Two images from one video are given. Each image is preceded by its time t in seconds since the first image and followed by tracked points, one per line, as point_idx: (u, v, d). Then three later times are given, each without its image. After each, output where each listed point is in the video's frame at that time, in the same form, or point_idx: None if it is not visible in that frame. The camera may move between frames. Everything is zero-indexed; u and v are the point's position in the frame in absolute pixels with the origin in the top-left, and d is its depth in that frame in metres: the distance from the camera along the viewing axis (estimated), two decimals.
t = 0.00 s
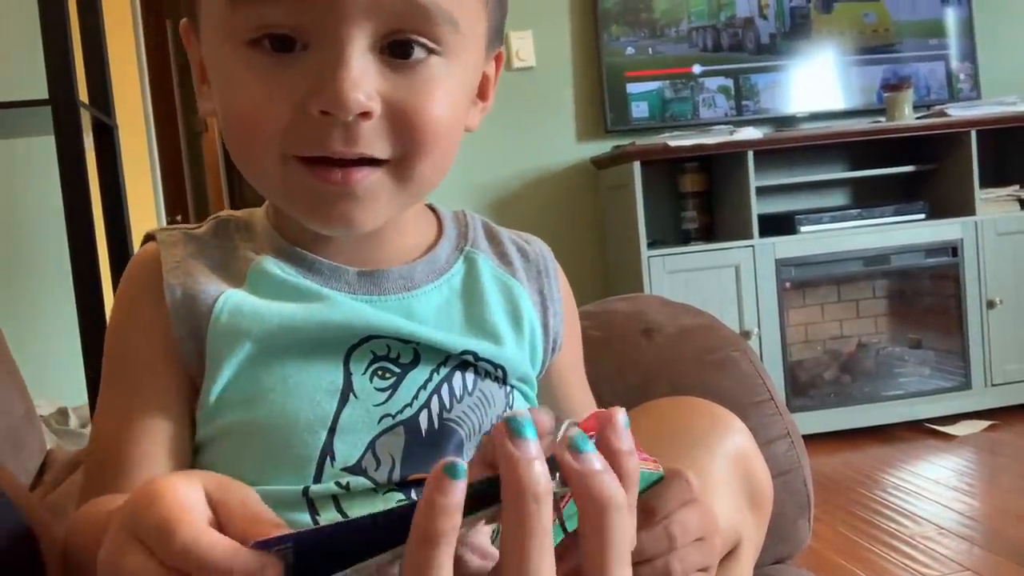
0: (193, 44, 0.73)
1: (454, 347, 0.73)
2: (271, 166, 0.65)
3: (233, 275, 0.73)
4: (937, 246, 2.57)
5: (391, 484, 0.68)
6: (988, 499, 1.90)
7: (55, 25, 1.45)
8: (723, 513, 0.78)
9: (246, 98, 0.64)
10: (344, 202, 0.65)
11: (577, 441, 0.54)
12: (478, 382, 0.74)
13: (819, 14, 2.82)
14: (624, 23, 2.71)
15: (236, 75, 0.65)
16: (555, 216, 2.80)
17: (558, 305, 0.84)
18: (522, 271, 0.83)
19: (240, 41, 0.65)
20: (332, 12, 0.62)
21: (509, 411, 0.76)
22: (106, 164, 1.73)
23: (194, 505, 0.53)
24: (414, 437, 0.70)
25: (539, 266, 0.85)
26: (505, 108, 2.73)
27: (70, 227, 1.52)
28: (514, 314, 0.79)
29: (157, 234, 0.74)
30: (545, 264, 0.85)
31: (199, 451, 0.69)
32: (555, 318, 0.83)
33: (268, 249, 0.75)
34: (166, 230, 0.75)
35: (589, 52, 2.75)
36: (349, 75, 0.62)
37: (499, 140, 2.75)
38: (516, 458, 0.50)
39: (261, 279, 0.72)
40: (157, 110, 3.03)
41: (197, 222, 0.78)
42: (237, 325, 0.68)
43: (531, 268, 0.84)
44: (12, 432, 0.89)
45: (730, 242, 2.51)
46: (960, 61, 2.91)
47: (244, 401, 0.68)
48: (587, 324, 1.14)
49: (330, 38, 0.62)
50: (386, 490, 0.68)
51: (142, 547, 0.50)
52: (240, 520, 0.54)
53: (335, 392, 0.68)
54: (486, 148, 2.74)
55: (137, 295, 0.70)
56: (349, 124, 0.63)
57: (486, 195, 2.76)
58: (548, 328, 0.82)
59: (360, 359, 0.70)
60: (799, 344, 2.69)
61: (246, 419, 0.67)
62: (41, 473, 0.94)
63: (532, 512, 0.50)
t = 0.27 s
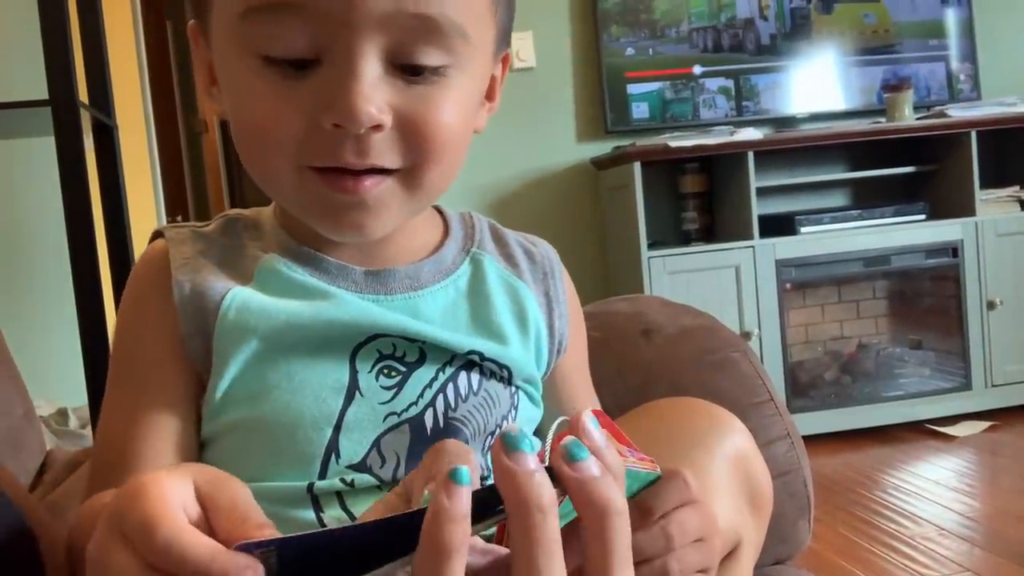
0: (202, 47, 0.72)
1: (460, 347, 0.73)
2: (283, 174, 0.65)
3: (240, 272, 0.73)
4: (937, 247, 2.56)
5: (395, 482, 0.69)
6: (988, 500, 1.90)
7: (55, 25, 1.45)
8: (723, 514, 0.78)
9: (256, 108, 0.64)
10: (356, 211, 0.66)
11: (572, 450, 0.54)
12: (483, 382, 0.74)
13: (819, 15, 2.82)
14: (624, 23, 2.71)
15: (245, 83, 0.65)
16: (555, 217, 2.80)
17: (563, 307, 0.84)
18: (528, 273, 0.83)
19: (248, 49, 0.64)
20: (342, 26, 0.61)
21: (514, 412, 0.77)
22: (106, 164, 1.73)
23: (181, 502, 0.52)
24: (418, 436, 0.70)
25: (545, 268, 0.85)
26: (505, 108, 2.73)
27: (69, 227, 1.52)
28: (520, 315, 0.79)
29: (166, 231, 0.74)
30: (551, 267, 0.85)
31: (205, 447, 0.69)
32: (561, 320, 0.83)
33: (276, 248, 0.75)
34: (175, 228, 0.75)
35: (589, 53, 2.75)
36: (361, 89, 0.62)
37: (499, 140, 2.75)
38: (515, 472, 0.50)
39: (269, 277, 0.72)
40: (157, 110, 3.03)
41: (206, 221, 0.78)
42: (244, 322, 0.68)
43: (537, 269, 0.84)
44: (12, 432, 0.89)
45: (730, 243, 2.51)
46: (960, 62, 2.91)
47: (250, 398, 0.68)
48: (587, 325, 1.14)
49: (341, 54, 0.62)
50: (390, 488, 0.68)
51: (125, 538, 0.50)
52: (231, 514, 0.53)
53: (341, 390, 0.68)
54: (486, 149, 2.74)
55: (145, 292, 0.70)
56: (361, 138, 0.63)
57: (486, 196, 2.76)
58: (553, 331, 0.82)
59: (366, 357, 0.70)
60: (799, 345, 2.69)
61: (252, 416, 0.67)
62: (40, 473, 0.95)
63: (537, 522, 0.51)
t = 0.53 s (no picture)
0: (204, 49, 0.72)
1: (462, 349, 0.73)
2: (288, 177, 0.65)
3: (242, 274, 0.73)
4: (937, 247, 2.57)
5: (397, 484, 0.69)
6: (988, 501, 1.90)
7: (55, 25, 1.45)
8: (724, 515, 0.79)
9: (261, 112, 0.64)
10: (360, 213, 0.66)
11: (574, 454, 0.54)
12: (485, 384, 0.75)
13: (819, 16, 2.82)
14: (624, 24, 2.71)
15: (249, 88, 0.65)
16: (554, 218, 2.80)
17: (565, 308, 0.84)
18: (529, 274, 0.83)
19: (252, 54, 0.64)
20: (346, 30, 0.61)
21: (514, 414, 0.77)
22: (106, 165, 1.73)
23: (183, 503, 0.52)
24: (420, 438, 0.70)
25: (546, 269, 0.85)
26: (504, 109, 2.74)
27: (70, 228, 1.52)
28: (522, 317, 0.79)
29: (167, 233, 0.74)
30: (551, 268, 0.85)
31: (206, 449, 0.69)
32: (562, 322, 0.83)
33: (277, 249, 0.75)
34: (176, 229, 0.75)
35: (589, 54, 2.75)
36: (366, 92, 0.62)
37: (499, 141, 2.75)
38: (520, 481, 0.51)
39: (270, 278, 0.72)
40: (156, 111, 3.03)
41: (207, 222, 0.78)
42: (246, 324, 0.68)
43: (538, 270, 0.84)
44: (12, 433, 0.89)
45: (729, 244, 2.51)
46: (960, 63, 2.91)
47: (252, 400, 0.68)
48: (588, 326, 1.14)
49: (346, 57, 0.62)
50: (392, 490, 0.69)
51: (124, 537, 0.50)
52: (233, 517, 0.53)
53: (343, 392, 0.69)
54: (485, 149, 2.75)
55: (146, 293, 0.70)
56: (365, 140, 0.63)
57: (486, 197, 2.76)
58: (554, 332, 0.82)
59: (369, 360, 0.70)
60: (799, 345, 2.70)
61: (254, 418, 0.67)
62: (41, 474, 0.95)
63: (544, 530, 0.51)
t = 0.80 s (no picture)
0: (197, 51, 0.72)
1: (458, 350, 0.73)
2: (284, 180, 0.65)
3: (237, 276, 0.73)
4: (936, 248, 2.57)
5: (394, 487, 0.69)
6: (987, 502, 1.90)
7: (54, 25, 1.45)
8: (723, 515, 0.79)
9: (257, 115, 0.64)
10: (357, 215, 0.66)
11: (579, 469, 0.55)
12: (481, 385, 0.75)
13: (818, 17, 2.82)
14: (623, 25, 2.71)
15: (245, 91, 0.64)
16: (554, 218, 2.80)
17: (561, 308, 0.84)
18: (525, 274, 0.83)
19: (247, 56, 0.64)
20: (342, 31, 0.61)
21: (511, 415, 0.77)
22: (106, 165, 1.73)
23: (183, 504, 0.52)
24: (416, 440, 0.70)
25: (542, 268, 0.85)
26: (504, 109, 2.74)
27: (70, 229, 1.52)
28: (518, 318, 0.79)
29: (161, 235, 0.74)
30: (547, 267, 0.85)
31: (204, 451, 0.69)
32: (558, 322, 0.83)
33: (272, 251, 0.75)
34: (170, 232, 0.75)
35: (589, 54, 2.75)
36: (362, 94, 0.62)
37: (498, 142, 2.75)
38: (528, 501, 0.51)
39: (265, 281, 0.72)
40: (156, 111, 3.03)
41: (202, 224, 0.78)
42: (242, 327, 0.68)
43: (534, 270, 0.84)
44: (11, 433, 0.89)
45: (729, 245, 2.51)
46: (959, 64, 2.91)
47: (248, 403, 0.68)
48: (587, 327, 1.14)
49: (342, 58, 0.62)
50: (389, 492, 0.69)
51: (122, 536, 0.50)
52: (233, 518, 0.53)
53: (339, 395, 0.68)
54: (485, 150, 2.74)
55: (141, 295, 0.70)
56: (362, 142, 0.63)
57: (485, 198, 2.76)
58: (551, 332, 0.82)
59: (364, 361, 0.70)
60: (798, 346, 2.69)
61: (251, 421, 0.67)
62: (40, 474, 0.95)
63: (553, 551, 0.52)
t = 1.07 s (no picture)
0: (196, 53, 0.72)
1: (457, 349, 0.73)
2: (286, 183, 0.65)
3: (237, 276, 0.73)
4: (936, 249, 2.57)
5: (394, 485, 0.69)
6: (987, 502, 1.90)
7: (54, 26, 1.45)
8: (722, 514, 0.79)
9: (257, 118, 0.64)
10: (359, 218, 0.66)
11: (588, 478, 0.55)
12: (480, 384, 0.75)
13: (817, 18, 2.83)
14: (623, 26, 2.71)
15: (245, 93, 0.64)
16: (553, 219, 2.80)
17: (560, 308, 0.84)
18: (525, 273, 0.83)
19: (247, 59, 0.64)
20: (343, 34, 0.61)
21: (511, 414, 0.77)
22: (106, 166, 1.73)
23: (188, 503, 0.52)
24: (416, 439, 0.70)
25: (542, 268, 0.85)
26: (503, 110, 2.74)
27: (69, 230, 1.52)
28: (517, 317, 0.79)
29: (161, 235, 0.74)
30: (547, 266, 0.85)
31: (203, 451, 0.69)
32: (558, 321, 0.83)
33: (271, 250, 0.75)
34: (170, 232, 0.75)
35: (588, 55, 2.76)
36: (363, 97, 0.62)
37: (497, 142, 2.75)
38: (538, 511, 0.52)
39: (264, 280, 0.72)
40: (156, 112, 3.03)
41: (201, 224, 0.78)
42: (242, 326, 0.69)
43: (534, 269, 0.84)
44: (11, 434, 0.90)
45: (728, 245, 2.51)
46: (958, 64, 2.91)
47: (247, 402, 0.68)
48: (586, 327, 1.14)
49: (343, 63, 0.62)
50: (389, 491, 0.68)
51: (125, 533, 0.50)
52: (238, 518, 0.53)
53: (339, 394, 0.69)
54: (484, 150, 2.75)
55: (140, 295, 0.70)
56: (364, 146, 0.63)
57: (484, 198, 2.76)
58: (551, 331, 0.82)
59: (364, 360, 0.70)
60: (797, 347, 2.70)
61: (250, 420, 0.67)
62: (40, 474, 0.95)
63: (564, 561, 0.52)
